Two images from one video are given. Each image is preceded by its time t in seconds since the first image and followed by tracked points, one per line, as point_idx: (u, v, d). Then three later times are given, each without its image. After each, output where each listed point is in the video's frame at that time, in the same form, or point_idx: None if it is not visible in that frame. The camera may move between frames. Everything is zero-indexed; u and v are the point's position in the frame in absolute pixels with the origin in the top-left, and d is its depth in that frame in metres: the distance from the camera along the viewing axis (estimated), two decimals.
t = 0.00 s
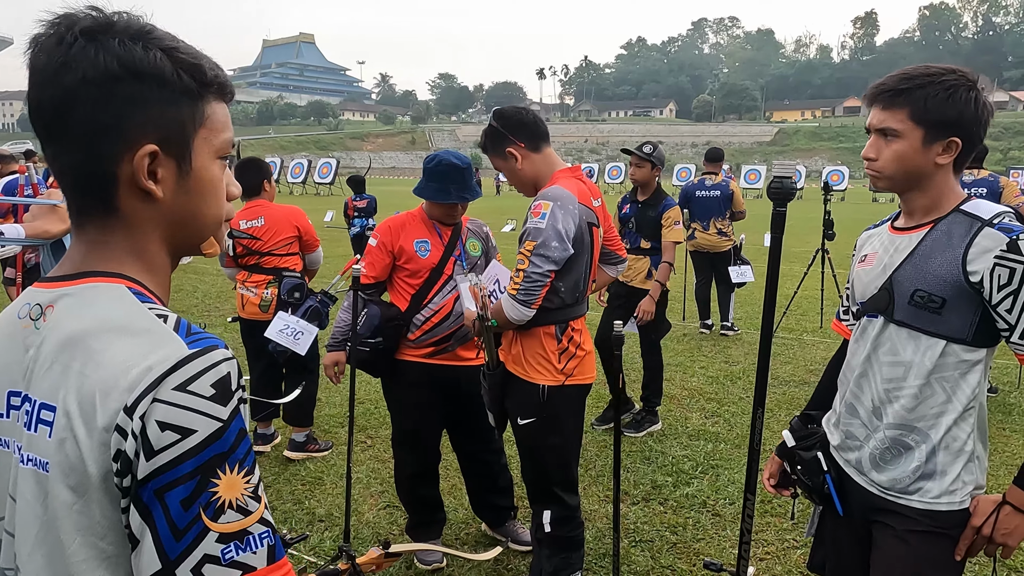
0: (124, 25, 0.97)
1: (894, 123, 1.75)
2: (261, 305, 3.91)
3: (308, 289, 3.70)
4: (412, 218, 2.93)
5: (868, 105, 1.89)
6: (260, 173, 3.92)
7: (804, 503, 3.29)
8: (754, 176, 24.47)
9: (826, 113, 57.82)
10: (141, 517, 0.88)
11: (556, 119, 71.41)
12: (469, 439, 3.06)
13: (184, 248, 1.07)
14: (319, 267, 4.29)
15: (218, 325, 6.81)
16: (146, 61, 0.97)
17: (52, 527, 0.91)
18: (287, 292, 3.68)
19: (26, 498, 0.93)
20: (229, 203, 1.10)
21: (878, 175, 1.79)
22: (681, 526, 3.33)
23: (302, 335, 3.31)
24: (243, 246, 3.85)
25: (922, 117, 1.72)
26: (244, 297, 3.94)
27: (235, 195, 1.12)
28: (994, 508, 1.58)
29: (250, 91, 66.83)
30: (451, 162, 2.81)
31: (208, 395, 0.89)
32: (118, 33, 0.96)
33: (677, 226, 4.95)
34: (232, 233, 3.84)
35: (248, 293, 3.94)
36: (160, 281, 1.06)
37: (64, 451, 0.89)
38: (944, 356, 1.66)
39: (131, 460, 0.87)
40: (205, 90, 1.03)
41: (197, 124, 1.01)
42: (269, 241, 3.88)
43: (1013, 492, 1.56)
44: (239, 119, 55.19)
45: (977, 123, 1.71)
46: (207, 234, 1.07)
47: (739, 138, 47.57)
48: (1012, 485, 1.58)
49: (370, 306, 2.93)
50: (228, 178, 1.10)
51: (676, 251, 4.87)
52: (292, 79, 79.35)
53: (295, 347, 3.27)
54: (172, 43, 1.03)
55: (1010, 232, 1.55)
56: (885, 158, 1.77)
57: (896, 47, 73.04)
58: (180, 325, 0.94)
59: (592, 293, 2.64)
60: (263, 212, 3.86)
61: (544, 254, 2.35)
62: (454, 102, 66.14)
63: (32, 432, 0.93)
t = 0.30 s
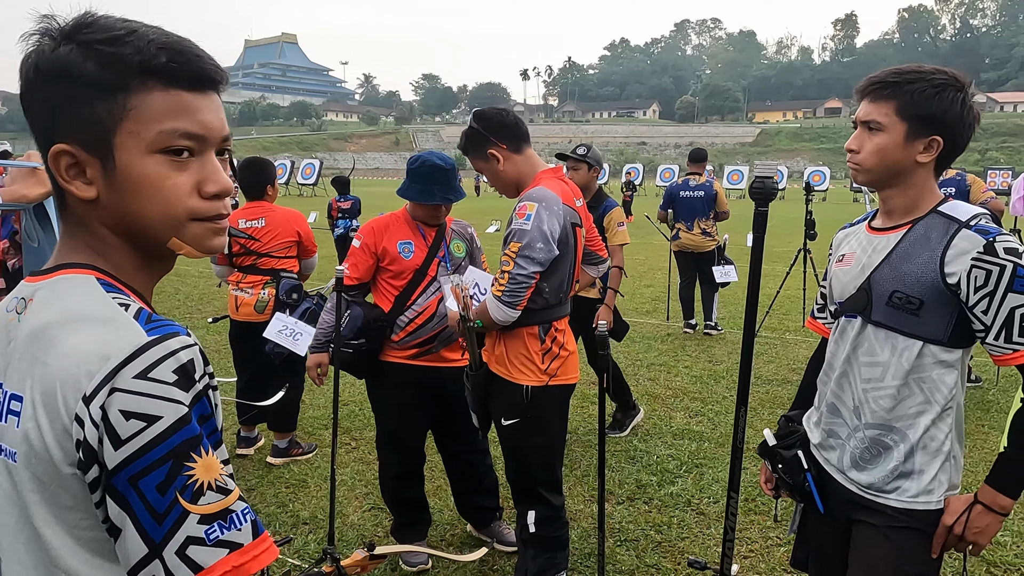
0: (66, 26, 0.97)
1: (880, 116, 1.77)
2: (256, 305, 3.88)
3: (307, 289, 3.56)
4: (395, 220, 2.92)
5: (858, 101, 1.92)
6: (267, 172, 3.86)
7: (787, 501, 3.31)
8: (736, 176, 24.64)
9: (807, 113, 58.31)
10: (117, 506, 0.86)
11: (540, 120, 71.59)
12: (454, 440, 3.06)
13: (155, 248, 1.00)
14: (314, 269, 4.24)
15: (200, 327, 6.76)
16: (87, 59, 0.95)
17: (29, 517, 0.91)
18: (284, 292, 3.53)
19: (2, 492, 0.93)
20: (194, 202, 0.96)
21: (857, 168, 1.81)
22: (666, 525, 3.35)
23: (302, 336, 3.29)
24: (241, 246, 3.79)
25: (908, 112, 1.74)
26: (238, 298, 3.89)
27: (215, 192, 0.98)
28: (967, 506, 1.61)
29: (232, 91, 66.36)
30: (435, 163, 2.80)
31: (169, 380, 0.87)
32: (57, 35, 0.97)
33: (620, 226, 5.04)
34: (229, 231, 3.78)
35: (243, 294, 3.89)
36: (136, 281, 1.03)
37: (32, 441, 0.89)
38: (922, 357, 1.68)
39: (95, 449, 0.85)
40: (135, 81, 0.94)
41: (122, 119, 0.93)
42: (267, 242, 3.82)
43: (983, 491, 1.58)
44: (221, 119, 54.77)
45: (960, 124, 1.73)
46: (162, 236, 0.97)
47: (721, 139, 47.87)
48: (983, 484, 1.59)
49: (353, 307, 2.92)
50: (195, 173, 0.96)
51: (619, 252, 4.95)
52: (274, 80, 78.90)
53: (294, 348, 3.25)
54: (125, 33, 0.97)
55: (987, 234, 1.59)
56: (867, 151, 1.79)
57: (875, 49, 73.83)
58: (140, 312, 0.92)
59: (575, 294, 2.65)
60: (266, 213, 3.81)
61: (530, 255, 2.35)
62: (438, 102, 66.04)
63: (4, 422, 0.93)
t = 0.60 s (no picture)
0: (55, 30, 0.97)
1: (861, 117, 1.79)
2: (255, 312, 3.85)
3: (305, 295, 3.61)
4: (381, 221, 2.92)
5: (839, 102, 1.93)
6: (277, 178, 3.86)
7: (770, 499, 3.34)
8: (720, 176, 24.78)
9: (790, 113, 58.70)
10: (32, 504, 0.81)
11: (526, 120, 71.65)
12: (440, 441, 3.05)
13: (128, 255, 0.99)
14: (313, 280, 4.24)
15: (184, 329, 6.72)
16: (68, 64, 0.95)
17: None
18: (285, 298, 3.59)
19: None
20: (162, 211, 0.95)
21: (841, 168, 1.82)
22: (651, 524, 3.36)
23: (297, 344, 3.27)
24: (242, 250, 3.83)
25: (889, 113, 1.76)
26: (235, 304, 3.86)
27: (185, 202, 0.96)
28: (942, 505, 1.63)
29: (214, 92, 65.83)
30: (420, 164, 2.80)
31: (84, 376, 0.83)
32: (45, 37, 0.97)
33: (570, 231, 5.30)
34: (230, 231, 3.82)
35: (241, 300, 3.86)
36: (115, 284, 1.02)
37: None
38: (899, 355, 1.70)
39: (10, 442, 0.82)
40: (110, 87, 0.93)
41: (94, 124, 0.93)
42: (269, 248, 3.85)
43: (957, 490, 1.60)
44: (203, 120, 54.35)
45: (940, 124, 1.75)
46: (131, 243, 0.96)
47: (705, 139, 48.10)
48: (957, 483, 1.61)
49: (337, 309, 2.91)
50: (165, 182, 0.95)
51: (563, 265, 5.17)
52: (258, 80, 78.45)
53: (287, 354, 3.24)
54: (110, 39, 0.97)
55: (962, 233, 1.61)
56: (850, 151, 1.80)
57: (857, 50, 74.58)
58: (80, 307, 0.90)
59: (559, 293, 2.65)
60: (269, 218, 3.82)
61: (514, 255, 2.36)
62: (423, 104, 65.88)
63: None
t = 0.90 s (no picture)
0: (31, 33, 0.96)
1: (858, 118, 1.79)
2: (247, 313, 3.84)
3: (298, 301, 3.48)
4: (366, 221, 2.91)
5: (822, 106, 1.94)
6: (277, 181, 3.83)
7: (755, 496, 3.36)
8: (705, 176, 24.89)
9: (774, 114, 59.12)
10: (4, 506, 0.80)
11: (511, 121, 71.71)
12: (427, 442, 3.05)
13: (110, 258, 0.99)
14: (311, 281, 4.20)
15: (168, 331, 6.66)
16: (47, 68, 0.94)
17: None
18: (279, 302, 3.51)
19: None
20: (146, 214, 0.95)
21: (837, 171, 1.81)
22: (638, 523, 3.38)
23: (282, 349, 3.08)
24: (236, 251, 3.82)
25: (884, 115, 1.78)
26: (229, 304, 3.86)
27: (170, 204, 0.96)
28: (929, 504, 1.65)
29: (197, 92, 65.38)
30: (405, 164, 2.80)
31: (59, 377, 0.82)
32: (20, 43, 0.96)
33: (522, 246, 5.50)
34: (226, 231, 3.81)
35: (235, 301, 3.86)
36: (97, 288, 1.01)
37: None
38: (884, 350, 1.72)
39: None
40: (90, 91, 0.92)
41: (74, 129, 0.92)
42: (264, 250, 3.83)
43: (942, 487, 1.62)
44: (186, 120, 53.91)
45: (927, 123, 1.80)
46: (114, 246, 0.96)
47: (690, 139, 48.29)
48: (942, 480, 1.63)
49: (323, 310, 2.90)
50: (147, 185, 0.95)
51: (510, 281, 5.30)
52: (241, 79, 77.94)
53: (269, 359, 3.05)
54: (89, 43, 0.96)
55: (946, 229, 1.64)
56: (846, 153, 1.80)
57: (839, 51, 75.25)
58: (56, 308, 0.89)
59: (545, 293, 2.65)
60: (264, 222, 3.79)
61: (502, 255, 2.36)
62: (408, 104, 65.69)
63: None
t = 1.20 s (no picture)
0: (10, 30, 0.94)
1: (868, 118, 1.79)
2: (245, 312, 3.84)
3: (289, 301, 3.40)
4: (352, 222, 2.90)
5: (814, 106, 1.91)
6: (268, 180, 3.81)
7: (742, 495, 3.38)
8: (691, 177, 25.00)
9: (758, 114, 59.45)
10: (15, 504, 0.80)
11: (498, 121, 71.71)
12: (415, 443, 3.05)
13: (91, 257, 0.98)
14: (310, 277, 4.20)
15: (152, 332, 6.60)
16: (25, 65, 0.92)
17: None
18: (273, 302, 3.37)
19: None
20: (130, 212, 0.94)
21: (847, 171, 1.78)
22: (626, 522, 3.39)
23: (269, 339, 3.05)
24: (232, 253, 3.81)
25: (889, 116, 1.80)
26: (229, 304, 3.87)
27: (154, 203, 0.96)
28: (920, 508, 1.65)
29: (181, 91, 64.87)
30: (392, 164, 2.78)
31: (66, 373, 0.82)
32: None
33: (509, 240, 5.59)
34: (223, 234, 3.80)
35: (234, 300, 3.87)
36: (77, 284, 1.00)
37: None
38: (870, 347, 1.73)
39: None
40: (74, 88, 0.91)
41: (57, 126, 0.91)
42: (260, 251, 3.81)
43: (934, 489, 1.63)
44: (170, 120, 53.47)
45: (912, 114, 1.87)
46: (96, 245, 0.95)
47: (676, 139, 48.48)
48: (932, 481, 1.64)
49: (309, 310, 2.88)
50: (131, 184, 0.94)
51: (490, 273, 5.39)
52: (226, 79, 77.45)
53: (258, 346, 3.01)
54: (71, 40, 0.95)
55: (931, 227, 1.65)
56: (857, 153, 1.78)
57: (823, 52, 75.78)
58: (50, 305, 0.88)
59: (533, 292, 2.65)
60: (259, 223, 3.77)
61: (491, 254, 2.36)
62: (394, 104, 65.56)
63: None
